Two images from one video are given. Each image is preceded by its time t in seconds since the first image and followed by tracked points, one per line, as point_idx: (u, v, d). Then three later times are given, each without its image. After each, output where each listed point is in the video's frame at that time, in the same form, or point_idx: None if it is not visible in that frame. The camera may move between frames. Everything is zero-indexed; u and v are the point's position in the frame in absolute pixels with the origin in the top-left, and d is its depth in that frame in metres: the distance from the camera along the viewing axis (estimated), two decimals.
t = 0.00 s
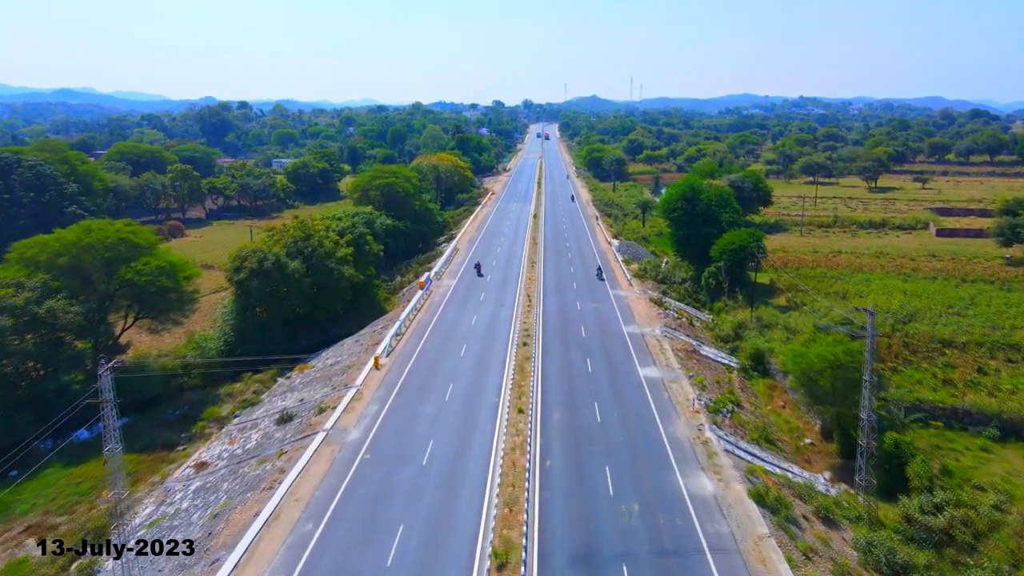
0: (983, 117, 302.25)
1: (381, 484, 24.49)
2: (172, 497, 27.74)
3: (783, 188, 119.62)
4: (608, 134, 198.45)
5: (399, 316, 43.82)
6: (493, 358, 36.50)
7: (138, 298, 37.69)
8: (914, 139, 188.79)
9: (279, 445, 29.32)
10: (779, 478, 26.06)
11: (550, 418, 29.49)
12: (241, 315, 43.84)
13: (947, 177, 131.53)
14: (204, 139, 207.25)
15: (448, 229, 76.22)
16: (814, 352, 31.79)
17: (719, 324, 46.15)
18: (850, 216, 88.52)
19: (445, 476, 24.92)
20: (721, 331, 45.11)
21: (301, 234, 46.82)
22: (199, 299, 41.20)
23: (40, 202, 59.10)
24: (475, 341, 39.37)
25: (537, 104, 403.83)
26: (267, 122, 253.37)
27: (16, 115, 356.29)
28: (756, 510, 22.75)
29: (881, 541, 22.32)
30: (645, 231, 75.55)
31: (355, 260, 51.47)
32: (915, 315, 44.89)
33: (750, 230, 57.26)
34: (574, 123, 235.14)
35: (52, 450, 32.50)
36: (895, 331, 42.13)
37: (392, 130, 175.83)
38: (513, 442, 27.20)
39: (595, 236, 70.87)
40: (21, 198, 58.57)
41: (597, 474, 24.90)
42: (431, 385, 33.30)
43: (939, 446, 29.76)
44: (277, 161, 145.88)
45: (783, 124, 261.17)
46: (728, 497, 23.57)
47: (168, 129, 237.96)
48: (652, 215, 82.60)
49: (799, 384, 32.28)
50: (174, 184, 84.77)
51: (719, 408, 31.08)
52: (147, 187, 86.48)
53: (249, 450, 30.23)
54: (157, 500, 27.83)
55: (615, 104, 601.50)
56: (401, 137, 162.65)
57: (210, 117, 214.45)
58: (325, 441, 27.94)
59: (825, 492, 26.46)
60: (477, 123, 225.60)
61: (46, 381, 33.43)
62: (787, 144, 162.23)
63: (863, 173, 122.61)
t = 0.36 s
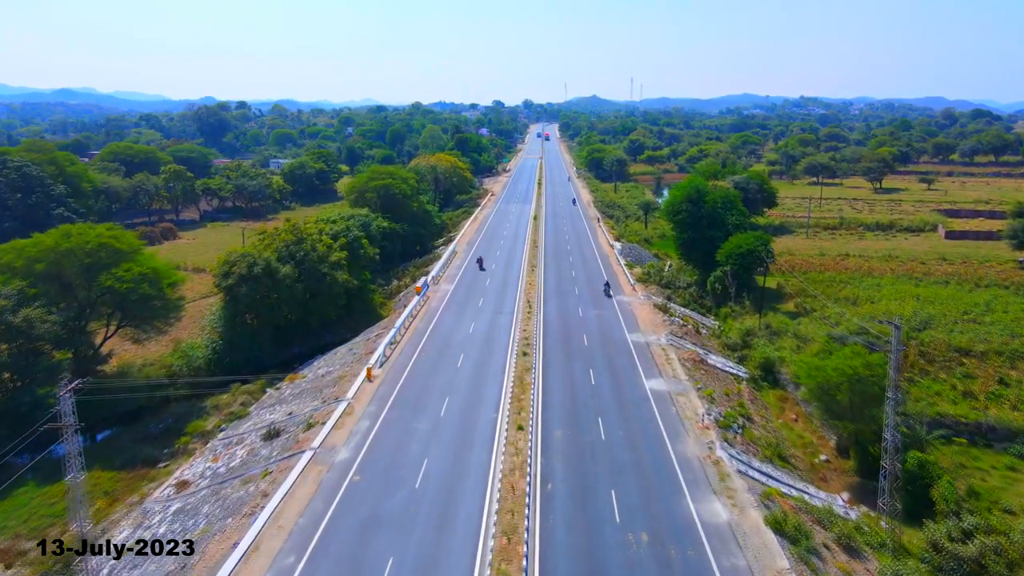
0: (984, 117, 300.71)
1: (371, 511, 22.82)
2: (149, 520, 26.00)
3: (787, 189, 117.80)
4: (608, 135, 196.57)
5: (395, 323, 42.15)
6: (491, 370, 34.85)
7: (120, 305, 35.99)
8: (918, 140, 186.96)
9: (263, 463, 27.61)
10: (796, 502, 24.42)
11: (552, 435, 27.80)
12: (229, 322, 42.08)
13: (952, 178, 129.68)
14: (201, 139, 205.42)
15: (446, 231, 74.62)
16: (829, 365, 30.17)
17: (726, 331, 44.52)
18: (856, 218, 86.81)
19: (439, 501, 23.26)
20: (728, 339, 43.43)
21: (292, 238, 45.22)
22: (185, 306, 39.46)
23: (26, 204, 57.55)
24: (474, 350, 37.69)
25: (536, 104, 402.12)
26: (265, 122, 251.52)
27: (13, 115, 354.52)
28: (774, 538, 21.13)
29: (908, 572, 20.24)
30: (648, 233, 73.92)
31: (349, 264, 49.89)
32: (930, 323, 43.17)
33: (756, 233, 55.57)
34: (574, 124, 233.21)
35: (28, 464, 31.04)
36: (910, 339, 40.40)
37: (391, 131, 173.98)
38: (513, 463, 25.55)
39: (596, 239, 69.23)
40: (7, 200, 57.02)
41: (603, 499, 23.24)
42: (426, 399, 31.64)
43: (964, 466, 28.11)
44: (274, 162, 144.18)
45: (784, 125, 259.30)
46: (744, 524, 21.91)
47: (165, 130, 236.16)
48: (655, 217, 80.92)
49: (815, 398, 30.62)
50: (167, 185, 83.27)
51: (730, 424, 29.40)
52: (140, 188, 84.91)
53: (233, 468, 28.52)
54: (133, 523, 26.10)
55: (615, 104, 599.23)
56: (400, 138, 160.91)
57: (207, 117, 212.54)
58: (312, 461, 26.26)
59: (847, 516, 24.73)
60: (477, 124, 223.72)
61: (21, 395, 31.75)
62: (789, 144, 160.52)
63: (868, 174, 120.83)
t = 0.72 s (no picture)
0: (986, 117, 299.38)
1: (359, 541, 21.10)
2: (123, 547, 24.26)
3: (791, 190, 116.07)
4: (610, 135, 194.78)
5: (389, 332, 40.42)
6: (490, 382, 33.13)
7: (101, 314, 34.29)
8: (922, 140, 185.13)
9: (247, 485, 25.90)
10: (816, 530, 22.68)
11: (553, 455, 26.08)
12: (217, 331, 40.30)
13: (958, 179, 127.92)
14: (199, 139, 203.65)
15: (445, 234, 72.98)
16: (848, 380, 28.44)
17: (735, 339, 42.76)
18: (863, 220, 85.10)
19: (432, 530, 21.57)
20: (737, 347, 41.67)
21: (283, 242, 43.52)
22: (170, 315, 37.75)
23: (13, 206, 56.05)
24: (471, 361, 35.96)
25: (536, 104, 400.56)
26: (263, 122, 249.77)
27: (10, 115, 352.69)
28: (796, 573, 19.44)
29: None
30: (651, 235, 72.21)
31: (344, 269, 48.23)
32: (947, 330, 41.42)
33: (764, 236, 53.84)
34: (575, 124, 231.51)
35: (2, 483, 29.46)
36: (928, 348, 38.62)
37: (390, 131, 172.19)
38: (513, 487, 23.84)
39: (599, 241, 67.53)
40: None
41: (609, 528, 21.54)
42: (420, 414, 29.91)
43: (992, 487, 26.43)
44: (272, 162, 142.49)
45: (785, 125, 257.61)
46: (762, 558, 20.20)
47: (163, 130, 234.40)
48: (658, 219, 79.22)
49: (833, 414, 28.89)
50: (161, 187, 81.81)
51: (743, 441, 27.68)
52: (132, 189, 83.29)
53: (215, 489, 26.80)
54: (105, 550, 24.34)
55: (615, 104, 597.57)
56: (399, 138, 159.18)
57: (205, 117, 210.76)
58: (298, 483, 24.56)
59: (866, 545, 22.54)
60: (477, 124, 222.02)
61: None
62: (792, 145, 158.80)
63: (872, 175, 119.11)
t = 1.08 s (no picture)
0: (989, 117, 297.86)
1: None
2: None
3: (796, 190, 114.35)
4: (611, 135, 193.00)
5: (384, 340, 38.67)
6: (488, 395, 31.39)
7: (77, 323, 32.59)
8: (926, 140, 183.28)
9: (227, 509, 24.18)
10: (840, 562, 20.93)
11: (555, 478, 24.35)
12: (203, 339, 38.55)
13: (964, 180, 126.23)
14: (197, 139, 201.81)
15: (443, 236, 71.28)
16: (870, 397, 26.63)
17: (744, 348, 40.99)
18: (870, 221, 83.36)
19: (424, 563, 19.88)
20: (746, 356, 39.91)
21: (274, 246, 41.80)
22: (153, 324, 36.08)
23: None
24: (468, 372, 34.24)
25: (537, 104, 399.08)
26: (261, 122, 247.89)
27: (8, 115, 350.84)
28: None
29: None
30: (654, 238, 70.50)
31: (338, 273, 46.56)
32: (965, 338, 39.71)
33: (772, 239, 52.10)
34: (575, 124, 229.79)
35: None
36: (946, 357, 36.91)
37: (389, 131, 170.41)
38: (512, 515, 22.13)
39: (601, 244, 65.84)
40: None
41: (616, 560, 19.85)
42: (414, 431, 28.19)
43: None
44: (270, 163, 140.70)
45: (787, 125, 255.98)
46: None
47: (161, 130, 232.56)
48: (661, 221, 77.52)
49: (853, 432, 27.08)
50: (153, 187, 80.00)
51: (757, 461, 25.95)
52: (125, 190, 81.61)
53: (194, 513, 25.08)
54: None
55: (615, 104, 596.22)
56: (398, 138, 157.43)
57: (203, 116, 209.07)
58: (281, 510, 22.85)
59: None
60: (477, 124, 220.25)
61: None
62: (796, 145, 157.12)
63: (878, 176, 117.44)
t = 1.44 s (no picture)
0: (992, 118, 296.04)
1: None
2: None
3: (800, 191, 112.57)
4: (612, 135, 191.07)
5: (377, 350, 36.94)
6: (485, 411, 29.66)
7: (51, 333, 30.85)
8: (930, 140, 181.32)
9: (204, 537, 22.49)
10: None
11: (557, 504, 22.60)
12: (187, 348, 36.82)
13: (969, 181, 124.37)
14: (194, 140, 199.85)
15: (441, 238, 69.53)
16: (894, 415, 24.89)
17: (754, 357, 39.28)
18: (877, 223, 81.61)
19: None
20: (755, 366, 38.19)
21: (262, 250, 40.03)
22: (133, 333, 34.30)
23: None
24: (464, 385, 32.49)
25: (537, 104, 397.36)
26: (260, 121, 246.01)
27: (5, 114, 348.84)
28: None
29: None
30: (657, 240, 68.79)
31: (330, 279, 44.82)
32: (984, 347, 37.99)
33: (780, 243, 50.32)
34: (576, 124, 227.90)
35: None
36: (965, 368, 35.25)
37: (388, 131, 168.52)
38: (510, 548, 20.43)
39: (602, 247, 64.10)
40: None
41: None
42: (406, 450, 26.45)
43: None
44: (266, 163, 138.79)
45: (789, 125, 254.13)
46: None
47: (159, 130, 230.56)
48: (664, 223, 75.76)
49: (876, 452, 25.35)
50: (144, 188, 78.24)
51: (773, 484, 24.23)
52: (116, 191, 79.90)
53: (169, 540, 23.39)
54: None
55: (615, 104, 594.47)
56: (397, 138, 155.53)
57: (201, 116, 207.23)
58: (260, 540, 21.16)
59: None
60: (476, 124, 218.32)
61: None
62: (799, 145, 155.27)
63: (883, 176, 115.58)
